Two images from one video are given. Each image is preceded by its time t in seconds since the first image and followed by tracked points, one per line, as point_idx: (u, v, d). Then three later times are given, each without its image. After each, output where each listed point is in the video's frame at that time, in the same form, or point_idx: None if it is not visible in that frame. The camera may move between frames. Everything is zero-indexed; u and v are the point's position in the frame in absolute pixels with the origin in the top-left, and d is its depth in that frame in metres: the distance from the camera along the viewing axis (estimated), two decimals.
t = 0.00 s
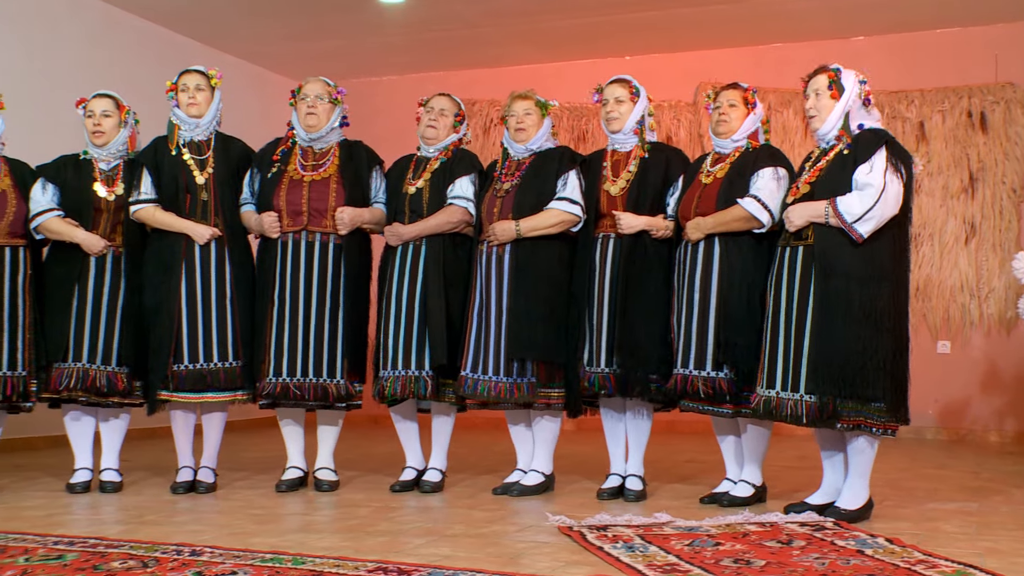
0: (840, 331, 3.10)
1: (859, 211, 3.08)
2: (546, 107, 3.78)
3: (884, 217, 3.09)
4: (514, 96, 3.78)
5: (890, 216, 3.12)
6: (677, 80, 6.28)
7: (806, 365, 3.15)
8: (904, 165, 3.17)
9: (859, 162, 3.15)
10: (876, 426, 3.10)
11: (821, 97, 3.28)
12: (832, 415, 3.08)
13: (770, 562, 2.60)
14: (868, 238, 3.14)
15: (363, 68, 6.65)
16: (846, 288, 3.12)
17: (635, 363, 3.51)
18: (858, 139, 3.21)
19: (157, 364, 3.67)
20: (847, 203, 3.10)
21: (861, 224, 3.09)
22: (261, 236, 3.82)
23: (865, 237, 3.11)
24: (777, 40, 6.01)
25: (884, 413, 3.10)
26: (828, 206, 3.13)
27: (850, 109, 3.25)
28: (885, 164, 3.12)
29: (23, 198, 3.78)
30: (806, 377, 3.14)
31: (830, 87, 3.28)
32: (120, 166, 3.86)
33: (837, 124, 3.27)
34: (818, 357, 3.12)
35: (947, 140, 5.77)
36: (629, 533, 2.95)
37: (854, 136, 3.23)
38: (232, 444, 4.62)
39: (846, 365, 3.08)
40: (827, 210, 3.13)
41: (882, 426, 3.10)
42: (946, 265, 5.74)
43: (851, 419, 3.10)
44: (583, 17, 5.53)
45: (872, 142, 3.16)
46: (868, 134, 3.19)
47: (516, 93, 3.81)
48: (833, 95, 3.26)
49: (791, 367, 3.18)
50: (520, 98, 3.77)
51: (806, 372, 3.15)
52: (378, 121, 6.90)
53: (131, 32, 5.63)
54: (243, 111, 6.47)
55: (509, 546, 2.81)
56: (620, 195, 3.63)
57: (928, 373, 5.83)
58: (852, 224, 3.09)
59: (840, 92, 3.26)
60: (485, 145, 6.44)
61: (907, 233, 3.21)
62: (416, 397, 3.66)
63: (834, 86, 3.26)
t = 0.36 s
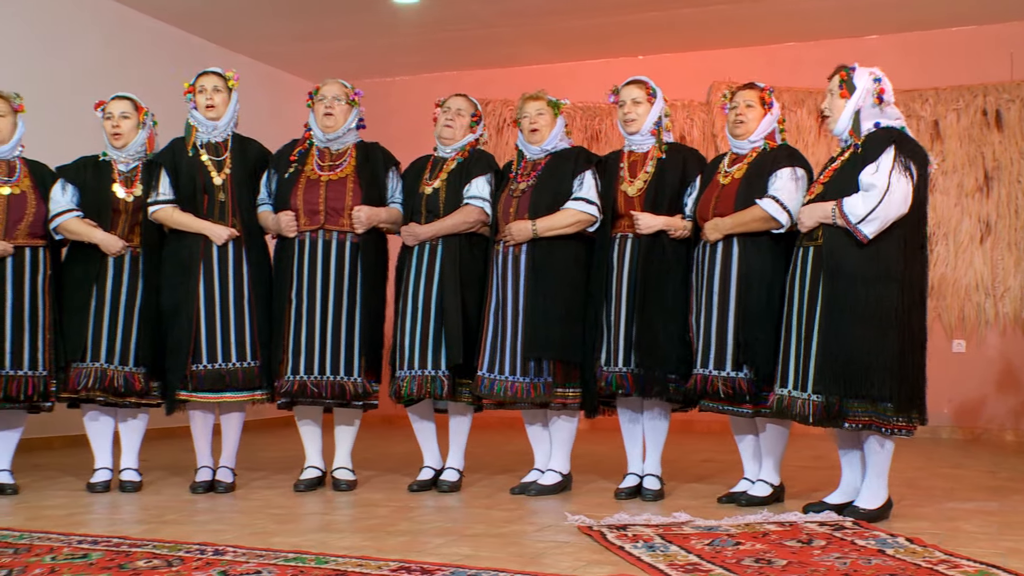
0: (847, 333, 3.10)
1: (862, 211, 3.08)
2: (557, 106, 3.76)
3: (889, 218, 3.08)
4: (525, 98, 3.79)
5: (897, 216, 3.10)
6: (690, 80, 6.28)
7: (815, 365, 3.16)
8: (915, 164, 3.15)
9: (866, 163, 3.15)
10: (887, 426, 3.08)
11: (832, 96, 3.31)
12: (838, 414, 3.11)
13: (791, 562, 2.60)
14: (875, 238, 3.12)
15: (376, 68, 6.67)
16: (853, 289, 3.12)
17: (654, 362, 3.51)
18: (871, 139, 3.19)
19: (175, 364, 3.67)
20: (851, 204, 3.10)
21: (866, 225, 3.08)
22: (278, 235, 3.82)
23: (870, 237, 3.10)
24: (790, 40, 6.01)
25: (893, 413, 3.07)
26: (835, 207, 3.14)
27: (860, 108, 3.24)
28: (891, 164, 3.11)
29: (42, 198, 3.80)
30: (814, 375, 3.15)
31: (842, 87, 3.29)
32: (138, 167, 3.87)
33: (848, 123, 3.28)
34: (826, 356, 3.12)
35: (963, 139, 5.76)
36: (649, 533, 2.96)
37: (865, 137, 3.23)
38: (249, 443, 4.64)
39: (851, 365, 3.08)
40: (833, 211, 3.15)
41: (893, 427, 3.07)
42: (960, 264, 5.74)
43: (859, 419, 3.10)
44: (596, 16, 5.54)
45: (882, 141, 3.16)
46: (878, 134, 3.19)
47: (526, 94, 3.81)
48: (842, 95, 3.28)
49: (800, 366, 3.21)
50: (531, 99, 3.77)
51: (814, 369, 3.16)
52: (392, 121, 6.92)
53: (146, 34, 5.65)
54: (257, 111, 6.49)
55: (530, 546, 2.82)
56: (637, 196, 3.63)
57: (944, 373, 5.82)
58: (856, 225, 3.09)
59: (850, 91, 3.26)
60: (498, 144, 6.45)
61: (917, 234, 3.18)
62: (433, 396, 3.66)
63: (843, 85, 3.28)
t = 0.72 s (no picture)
0: (859, 335, 3.10)
1: (871, 213, 3.08)
2: (576, 109, 3.78)
3: (899, 219, 3.07)
4: (544, 99, 3.79)
5: (907, 218, 3.08)
6: (704, 80, 6.28)
7: (828, 365, 3.17)
8: (927, 165, 3.13)
9: (877, 164, 3.15)
10: (901, 427, 3.08)
11: (850, 97, 3.32)
12: (850, 415, 3.11)
13: (811, 562, 2.60)
14: (886, 240, 3.12)
15: (389, 69, 6.69)
16: (865, 291, 3.11)
17: (669, 363, 3.51)
18: (884, 141, 3.19)
19: (194, 364, 3.68)
20: (860, 206, 3.11)
21: (875, 226, 3.08)
22: (295, 237, 3.81)
23: (880, 239, 3.09)
24: (804, 40, 6.01)
25: (906, 414, 3.07)
26: (846, 208, 3.15)
27: (877, 110, 3.23)
28: (902, 166, 3.10)
29: (61, 200, 3.81)
30: (827, 375, 3.16)
31: (860, 88, 3.30)
32: (155, 169, 3.87)
33: (865, 124, 3.28)
34: (839, 356, 3.12)
35: (978, 139, 5.75)
36: (667, 533, 2.96)
37: (881, 138, 3.23)
38: (266, 443, 4.67)
39: (863, 366, 3.08)
40: (845, 212, 3.15)
41: (906, 427, 3.08)
42: (976, 264, 5.73)
43: (871, 420, 3.11)
44: (611, 17, 5.54)
45: (895, 142, 3.16)
46: (892, 136, 3.18)
47: (545, 95, 3.82)
48: (859, 96, 3.28)
49: (815, 365, 3.21)
50: (551, 100, 3.78)
51: (827, 370, 3.16)
52: (405, 122, 6.94)
53: (161, 36, 5.68)
54: (271, 112, 6.51)
55: (549, 546, 2.83)
56: (653, 196, 3.63)
57: (959, 373, 5.81)
58: (866, 227, 3.09)
59: (867, 93, 3.26)
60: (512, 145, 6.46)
61: (930, 234, 3.16)
62: (450, 397, 3.67)
63: (861, 87, 3.28)
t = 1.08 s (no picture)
0: (875, 335, 3.10)
1: (888, 212, 3.08)
2: (591, 109, 3.79)
3: (916, 219, 3.07)
4: (560, 98, 3.80)
5: (924, 217, 3.08)
6: (715, 80, 6.28)
7: (843, 364, 3.17)
8: (944, 165, 3.14)
9: (893, 164, 3.15)
10: (916, 426, 3.07)
11: (865, 98, 3.33)
12: (866, 413, 3.11)
13: (828, 561, 2.61)
14: (902, 239, 3.12)
15: (401, 69, 6.71)
16: (880, 291, 3.11)
17: (682, 364, 3.53)
18: (900, 141, 3.19)
19: (209, 364, 3.68)
20: (877, 206, 3.11)
21: (892, 226, 3.08)
22: (309, 237, 3.81)
23: (897, 238, 3.09)
24: (815, 39, 6.01)
25: (921, 413, 3.07)
26: (862, 208, 3.15)
27: (890, 113, 3.24)
28: (918, 166, 3.10)
29: (77, 201, 3.83)
30: (843, 374, 3.16)
31: (875, 89, 3.30)
32: (168, 169, 3.87)
33: (879, 125, 3.28)
34: (854, 356, 3.12)
35: (990, 138, 5.74)
36: (683, 532, 2.97)
37: (897, 138, 3.23)
38: (280, 442, 4.68)
39: (879, 365, 3.08)
40: (862, 212, 3.15)
41: (923, 426, 3.06)
42: (988, 263, 5.72)
43: (887, 419, 3.09)
44: (622, 17, 5.55)
45: (911, 142, 3.16)
46: (908, 136, 3.19)
47: (562, 94, 3.83)
48: (874, 98, 3.29)
49: (830, 365, 3.21)
50: (566, 99, 3.78)
51: (842, 369, 3.16)
52: (416, 122, 6.96)
53: (174, 37, 5.70)
54: (283, 112, 6.53)
55: (566, 545, 2.84)
56: (666, 197, 3.65)
57: (972, 373, 5.81)
58: (882, 226, 3.09)
59: (881, 95, 3.27)
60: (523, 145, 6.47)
61: (947, 235, 3.16)
62: (465, 396, 3.68)
63: (876, 88, 3.28)
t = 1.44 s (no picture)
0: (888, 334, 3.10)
1: (901, 212, 3.08)
2: (602, 109, 3.79)
3: (928, 219, 3.07)
4: (568, 101, 3.82)
5: (937, 217, 3.08)
6: (725, 81, 6.28)
7: (856, 365, 3.17)
8: (956, 165, 3.14)
9: (906, 164, 3.15)
10: (929, 426, 3.06)
11: (876, 97, 3.31)
12: (880, 414, 3.11)
13: (843, 562, 2.61)
14: (914, 239, 3.12)
15: (411, 71, 6.73)
16: (894, 291, 3.11)
17: (694, 364, 3.52)
18: (912, 141, 3.19)
19: (223, 364, 3.70)
20: (889, 206, 3.11)
21: (904, 225, 3.08)
22: (323, 238, 3.83)
23: (909, 238, 3.09)
24: (825, 40, 6.02)
25: (935, 413, 3.06)
26: (875, 208, 3.15)
27: (903, 109, 3.22)
28: (931, 166, 3.10)
29: (93, 203, 3.84)
30: (856, 375, 3.16)
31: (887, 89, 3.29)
32: (181, 169, 3.89)
33: (891, 124, 3.27)
34: (867, 357, 3.13)
35: (1001, 138, 5.74)
36: (697, 532, 2.98)
37: (909, 138, 3.22)
38: (292, 443, 4.70)
39: (893, 365, 3.08)
40: (874, 212, 3.15)
41: (935, 427, 3.05)
42: (999, 264, 5.71)
43: (900, 419, 3.09)
44: (632, 18, 5.56)
45: (923, 143, 3.16)
46: (920, 137, 3.18)
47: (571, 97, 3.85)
48: (886, 97, 3.27)
49: (843, 366, 3.21)
50: (576, 102, 3.80)
51: (856, 370, 3.16)
52: (426, 123, 6.97)
53: (185, 39, 5.73)
54: (293, 113, 6.55)
55: (580, 545, 2.85)
56: (678, 198, 3.65)
57: (982, 374, 5.80)
58: (895, 226, 3.09)
59: (893, 93, 3.25)
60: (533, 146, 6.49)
61: (959, 236, 3.16)
62: (479, 397, 3.70)
63: (888, 87, 3.27)
